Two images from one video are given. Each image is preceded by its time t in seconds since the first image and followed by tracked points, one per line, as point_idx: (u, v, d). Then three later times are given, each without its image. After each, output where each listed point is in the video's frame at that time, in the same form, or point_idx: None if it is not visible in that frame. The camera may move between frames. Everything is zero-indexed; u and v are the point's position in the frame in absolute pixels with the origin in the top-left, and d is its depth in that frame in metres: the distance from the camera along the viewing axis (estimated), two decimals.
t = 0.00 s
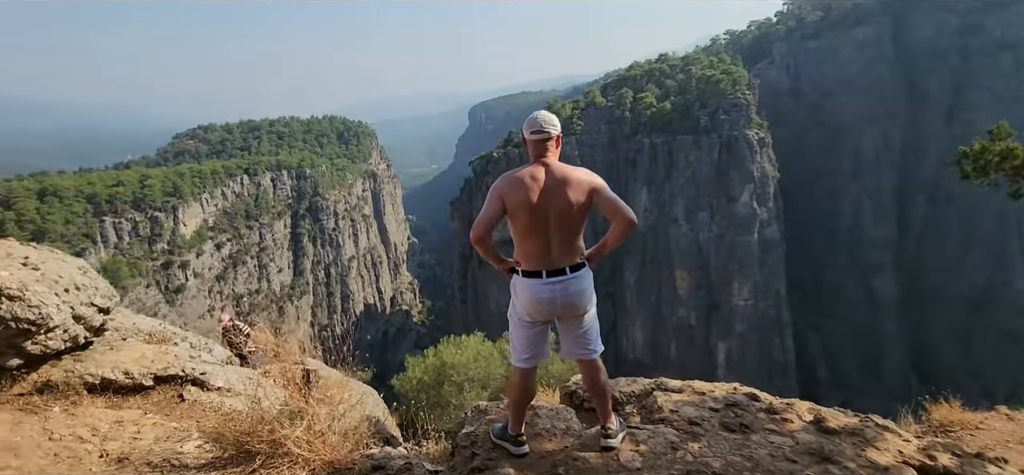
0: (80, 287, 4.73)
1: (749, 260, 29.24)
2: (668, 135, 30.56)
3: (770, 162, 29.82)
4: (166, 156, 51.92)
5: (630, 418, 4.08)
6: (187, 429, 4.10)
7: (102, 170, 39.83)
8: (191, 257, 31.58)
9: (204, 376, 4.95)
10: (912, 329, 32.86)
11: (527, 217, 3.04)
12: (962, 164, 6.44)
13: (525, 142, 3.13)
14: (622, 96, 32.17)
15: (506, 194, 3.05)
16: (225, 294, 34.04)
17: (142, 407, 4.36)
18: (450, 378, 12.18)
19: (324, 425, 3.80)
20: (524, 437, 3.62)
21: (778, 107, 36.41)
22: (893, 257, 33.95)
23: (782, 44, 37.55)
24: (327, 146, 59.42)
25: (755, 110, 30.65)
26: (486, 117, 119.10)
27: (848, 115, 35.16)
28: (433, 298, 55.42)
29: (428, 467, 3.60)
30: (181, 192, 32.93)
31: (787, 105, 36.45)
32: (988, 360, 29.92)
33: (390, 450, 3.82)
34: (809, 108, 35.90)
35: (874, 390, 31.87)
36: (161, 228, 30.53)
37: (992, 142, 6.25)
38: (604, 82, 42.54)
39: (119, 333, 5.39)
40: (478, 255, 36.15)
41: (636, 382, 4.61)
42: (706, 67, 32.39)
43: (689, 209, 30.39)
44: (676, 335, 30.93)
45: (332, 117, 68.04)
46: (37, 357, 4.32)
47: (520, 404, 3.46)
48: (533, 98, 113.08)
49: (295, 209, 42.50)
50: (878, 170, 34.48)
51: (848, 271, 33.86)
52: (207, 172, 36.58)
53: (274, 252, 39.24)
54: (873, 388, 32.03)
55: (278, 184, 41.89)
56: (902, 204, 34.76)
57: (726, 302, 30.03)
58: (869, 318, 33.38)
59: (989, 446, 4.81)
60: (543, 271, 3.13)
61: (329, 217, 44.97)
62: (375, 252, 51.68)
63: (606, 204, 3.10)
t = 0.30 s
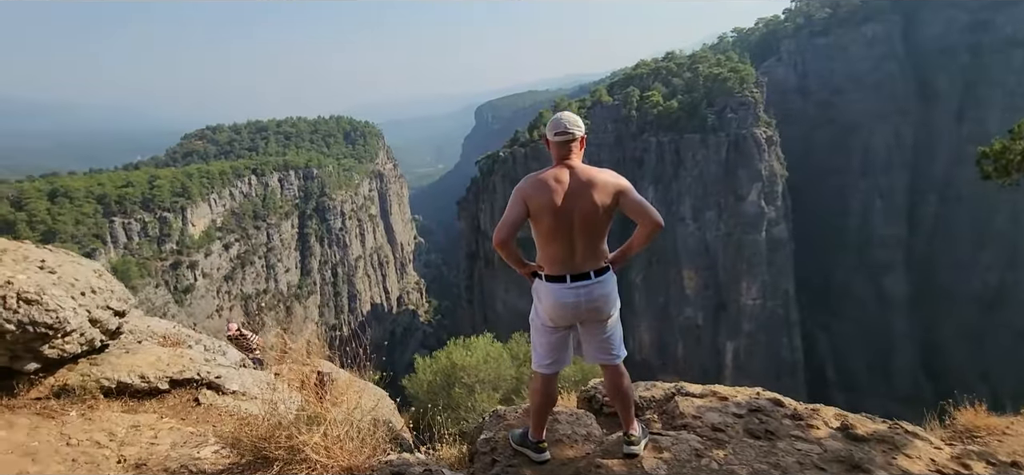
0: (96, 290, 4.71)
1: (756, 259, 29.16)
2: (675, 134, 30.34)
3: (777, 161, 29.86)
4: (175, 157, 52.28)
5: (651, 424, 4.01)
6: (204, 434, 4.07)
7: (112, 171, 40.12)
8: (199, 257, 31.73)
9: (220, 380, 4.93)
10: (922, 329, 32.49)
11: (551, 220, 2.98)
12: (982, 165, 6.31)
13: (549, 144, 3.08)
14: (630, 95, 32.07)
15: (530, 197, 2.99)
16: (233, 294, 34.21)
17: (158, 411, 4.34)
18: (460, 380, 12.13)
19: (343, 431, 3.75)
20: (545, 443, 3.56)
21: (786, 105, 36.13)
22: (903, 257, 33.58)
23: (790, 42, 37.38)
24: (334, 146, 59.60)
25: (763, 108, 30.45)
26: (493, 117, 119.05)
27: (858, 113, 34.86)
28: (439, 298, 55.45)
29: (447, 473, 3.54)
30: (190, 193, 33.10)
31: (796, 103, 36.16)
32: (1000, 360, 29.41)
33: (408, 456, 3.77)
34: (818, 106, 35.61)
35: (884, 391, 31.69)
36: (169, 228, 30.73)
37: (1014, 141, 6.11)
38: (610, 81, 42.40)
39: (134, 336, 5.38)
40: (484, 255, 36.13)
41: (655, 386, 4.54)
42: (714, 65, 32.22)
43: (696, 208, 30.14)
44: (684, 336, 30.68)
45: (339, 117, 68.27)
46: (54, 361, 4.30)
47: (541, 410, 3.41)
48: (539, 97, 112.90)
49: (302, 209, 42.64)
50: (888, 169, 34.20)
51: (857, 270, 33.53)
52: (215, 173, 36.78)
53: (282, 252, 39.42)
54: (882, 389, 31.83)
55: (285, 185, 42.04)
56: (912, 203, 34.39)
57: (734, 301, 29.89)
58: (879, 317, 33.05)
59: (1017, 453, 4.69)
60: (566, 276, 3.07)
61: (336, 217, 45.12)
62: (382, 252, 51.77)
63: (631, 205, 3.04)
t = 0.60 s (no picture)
0: (104, 285, 4.66)
1: (761, 255, 28.90)
2: (680, 129, 30.06)
3: (783, 156, 29.55)
4: (180, 152, 52.33)
5: (667, 422, 3.94)
6: (213, 431, 4.03)
7: (118, 166, 40.24)
8: (205, 252, 31.80)
9: (229, 377, 4.87)
10: (928, 326, 32.16)
11: (568, 214, 2.91)
12: (1000, 159, 6.18)
13: (567, 137, 3.00)
14: (635, 90, 32.24)
15: (547, 190, 2.91)
16: (238, 289, 34.29)
17: (167, 407, 4.29)
18: (468, 376, 12.03)
19: (354, 428, 3.67)
20: (561, 442, 3.49)
21: (793, 100, 35.76)
22: (909, 254, 33.33)
23: (797, 36, 36.86)
24: (339, 141, 59.59)
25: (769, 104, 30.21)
26: (497, 112, 118.66)
27: (866, 107, 34.48)
28: (443, 293, 55.45)
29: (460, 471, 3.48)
30: (195, 188, 33.16)
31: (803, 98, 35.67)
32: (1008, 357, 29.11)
33: (420, 454, 3.69)
34: (826, 101, 35.17)
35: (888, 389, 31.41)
36: (174, 223, 30.80)
37: None
38: (615, 76, 42.11)
39: (141, 331, 5.33)
40: (489, 251, 36.07)
41: (671, 384, 4.46)
42: (719, 60, 31.98)
43: (701, 203, 29.88)
44: (688, 331, 30.44)
45: (343, 112, 68.22)
46: (62, 356, 4.26)
47: (557, 408, 3.33)
48: (544, 92, 112.38)
49: (307, 204, 42.67)
50: (895, 165, 33.79)
51: (864, 267, 33.21)
52: (219, 168, 36.84)
53: (286, 247, 39.48)
54: (887, 387, 31.54)
55: (289, 180, 42.00)
56: (919, 201, 34.14)
57: (739, 297, 29.65)
58: (885, 315, 32.72)
59: None
60: (584, 271, 2.99)
61: (340, 212, 45.13)
62: (386, 247, 51.73)
63: (651, 199, 2.96)
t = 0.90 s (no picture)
0: (101, 275, 4.55)
1: (764, 249, 28.69)
2: (683, 121, 29.70)
3: (787, 149, 29.23)
4: (182, 143, 52.23)
5: (681, 418, 3.82)
6: (213, 425, 3.92)
7: (120, 157, 40.17)
8: (207, 244, 31.73)
9: (230, 369, 4.77)
10: (931, 320, 32.05)
11: (582, 201, 2.76)
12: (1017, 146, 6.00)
13: (579, 120, 2.86)
14: (638, 82, 32.37)
15: (559, 176, 2.77)
16: (241, 281, 34.25)
17: (166, 400, 4.19)
18: (471, 369, 11.97)
19: (358, 424, 3.57)
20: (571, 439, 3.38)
21: (798, 93, 35.20)
22: (913, 247, 32.88)
23: (802, 27, 36.05)
24: (341, 133, 59.43)
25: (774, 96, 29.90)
26: (500, 104, 118.14)
27: (872, 100, 33.98)
28: (445, 285, 55.44)
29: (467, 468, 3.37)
30: (197, 180, 33.07)
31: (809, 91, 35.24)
32: (1009, 352, 28.83)
33: (426, 449, 3.58)
34: (832, 93, 34.60)
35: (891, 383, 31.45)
36: (177, 214, 30.71)
37: None
38: (618, 67, 41.79)
39: (140, 322, 5.22)
40: (491, 243, 35.97)
41: (683, 379, 4.35)
42: (724, 52, 31.67)
43: (705, 196, 29.64)
44: (691, 324, 30.20)
45: (346, 104, 67.98)
46: (57, 348, 4.15)
47: (568, 404, 3.22)
48: (547, 85, 111.70)
49: (309, 196, 42.57)
50: (900, 158, 33.51)
51: (867, 260, 32.83)
52: (221, 160, 36.76)
53: (288, 239, 39.41)
54: (890, 380, 31.62)
55: (291, 172, 41.88)
56: (924, 193, 33.71)
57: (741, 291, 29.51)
58: (888, 309, 32.60)
59: None
60: (598, 261, 2.85)
61: (342, 204, 45.05)
62: (388, 240, 51.63)
63: (668, 186, 2.82)
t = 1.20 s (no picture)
0: (94, 269, 4.42)
1: (763, 242, 28.43)
2: (683, 114, 29.26)
3: (788, 142, 28.77)
4: (180, 135, 51.99)
5: (692, 418, 3.72)
6: (210, 423, 3.79)
7: (119, 149, 39.92)
8: (205, 236, 31.55)
9: (226, 365, 4.63)
10: (928, 313, 31.23)
11: (595, 193, 2.63)
12: None
13: (593, 107, 2.72)
14: (640, 74, 32.23)
15: (572, 166, 2.62)
16: (240, 273, 34.12)
17: (161, 397, 4.06)
18: (473, 363, 11.89)
19: (360, 423, 3.45)
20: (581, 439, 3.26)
21: (797, 87, 33.99)
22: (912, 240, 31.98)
23: (803, 19, 34.75)
24: (339, 125, 59.09)
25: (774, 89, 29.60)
26: (499, 96, 117.48)
27: (871, 94, 32.68)
28: (445, 278, 55.37)
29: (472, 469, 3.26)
30: (195, 172, 32.83)
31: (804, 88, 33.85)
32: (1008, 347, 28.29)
33: (430, 449, 3.47)
34: (831, 87, 33.49)
35: (889, 378, 30.58)
36: (176, 206, 30.47)
37: None
38: (619, 59, 41.39)
39: (135, 317, 5.09)
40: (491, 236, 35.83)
41: (693, 376, 4.23)
42: (724, 44, 31.38)
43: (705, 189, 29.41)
44: (690, 318, 30.40)
45: (344, 95, 67.58)
46: (47, 344, 4.01)
47: (578, 405, 3.10)
48: (547, 77, 110.98)
49: (307, 188, 42.32)
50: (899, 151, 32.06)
51: (865, 254, 32.14)
52: (219, 152, 36.54)
53: (287, 232, 39.24)
54: (887, 375, 30.73)
55: (290, 164, 41.62)
56: (923, 186, 32.26)
57: (739, 284, 29.36)
58: (885, 303, 31.90)
59: None
60: (611, 257, 2.72)
61: (341, 197, 44.79)
62: (387, 232, 51.40)
63: (686, 178, 2.68)
